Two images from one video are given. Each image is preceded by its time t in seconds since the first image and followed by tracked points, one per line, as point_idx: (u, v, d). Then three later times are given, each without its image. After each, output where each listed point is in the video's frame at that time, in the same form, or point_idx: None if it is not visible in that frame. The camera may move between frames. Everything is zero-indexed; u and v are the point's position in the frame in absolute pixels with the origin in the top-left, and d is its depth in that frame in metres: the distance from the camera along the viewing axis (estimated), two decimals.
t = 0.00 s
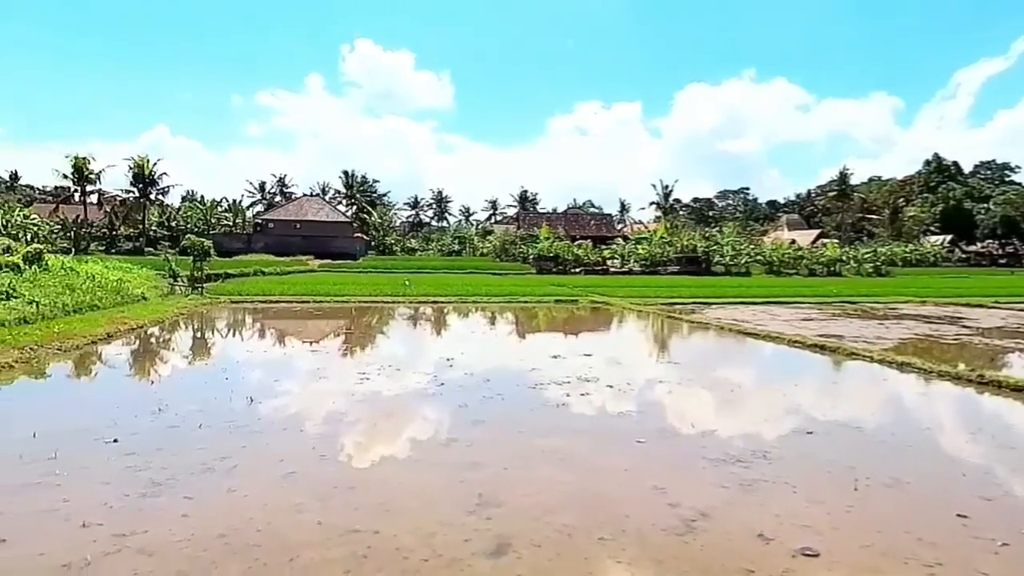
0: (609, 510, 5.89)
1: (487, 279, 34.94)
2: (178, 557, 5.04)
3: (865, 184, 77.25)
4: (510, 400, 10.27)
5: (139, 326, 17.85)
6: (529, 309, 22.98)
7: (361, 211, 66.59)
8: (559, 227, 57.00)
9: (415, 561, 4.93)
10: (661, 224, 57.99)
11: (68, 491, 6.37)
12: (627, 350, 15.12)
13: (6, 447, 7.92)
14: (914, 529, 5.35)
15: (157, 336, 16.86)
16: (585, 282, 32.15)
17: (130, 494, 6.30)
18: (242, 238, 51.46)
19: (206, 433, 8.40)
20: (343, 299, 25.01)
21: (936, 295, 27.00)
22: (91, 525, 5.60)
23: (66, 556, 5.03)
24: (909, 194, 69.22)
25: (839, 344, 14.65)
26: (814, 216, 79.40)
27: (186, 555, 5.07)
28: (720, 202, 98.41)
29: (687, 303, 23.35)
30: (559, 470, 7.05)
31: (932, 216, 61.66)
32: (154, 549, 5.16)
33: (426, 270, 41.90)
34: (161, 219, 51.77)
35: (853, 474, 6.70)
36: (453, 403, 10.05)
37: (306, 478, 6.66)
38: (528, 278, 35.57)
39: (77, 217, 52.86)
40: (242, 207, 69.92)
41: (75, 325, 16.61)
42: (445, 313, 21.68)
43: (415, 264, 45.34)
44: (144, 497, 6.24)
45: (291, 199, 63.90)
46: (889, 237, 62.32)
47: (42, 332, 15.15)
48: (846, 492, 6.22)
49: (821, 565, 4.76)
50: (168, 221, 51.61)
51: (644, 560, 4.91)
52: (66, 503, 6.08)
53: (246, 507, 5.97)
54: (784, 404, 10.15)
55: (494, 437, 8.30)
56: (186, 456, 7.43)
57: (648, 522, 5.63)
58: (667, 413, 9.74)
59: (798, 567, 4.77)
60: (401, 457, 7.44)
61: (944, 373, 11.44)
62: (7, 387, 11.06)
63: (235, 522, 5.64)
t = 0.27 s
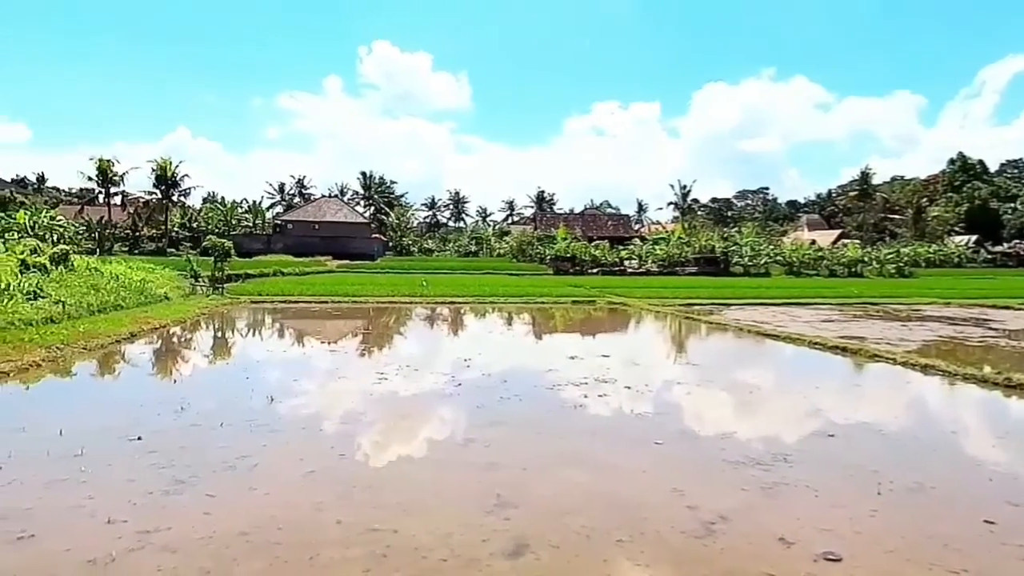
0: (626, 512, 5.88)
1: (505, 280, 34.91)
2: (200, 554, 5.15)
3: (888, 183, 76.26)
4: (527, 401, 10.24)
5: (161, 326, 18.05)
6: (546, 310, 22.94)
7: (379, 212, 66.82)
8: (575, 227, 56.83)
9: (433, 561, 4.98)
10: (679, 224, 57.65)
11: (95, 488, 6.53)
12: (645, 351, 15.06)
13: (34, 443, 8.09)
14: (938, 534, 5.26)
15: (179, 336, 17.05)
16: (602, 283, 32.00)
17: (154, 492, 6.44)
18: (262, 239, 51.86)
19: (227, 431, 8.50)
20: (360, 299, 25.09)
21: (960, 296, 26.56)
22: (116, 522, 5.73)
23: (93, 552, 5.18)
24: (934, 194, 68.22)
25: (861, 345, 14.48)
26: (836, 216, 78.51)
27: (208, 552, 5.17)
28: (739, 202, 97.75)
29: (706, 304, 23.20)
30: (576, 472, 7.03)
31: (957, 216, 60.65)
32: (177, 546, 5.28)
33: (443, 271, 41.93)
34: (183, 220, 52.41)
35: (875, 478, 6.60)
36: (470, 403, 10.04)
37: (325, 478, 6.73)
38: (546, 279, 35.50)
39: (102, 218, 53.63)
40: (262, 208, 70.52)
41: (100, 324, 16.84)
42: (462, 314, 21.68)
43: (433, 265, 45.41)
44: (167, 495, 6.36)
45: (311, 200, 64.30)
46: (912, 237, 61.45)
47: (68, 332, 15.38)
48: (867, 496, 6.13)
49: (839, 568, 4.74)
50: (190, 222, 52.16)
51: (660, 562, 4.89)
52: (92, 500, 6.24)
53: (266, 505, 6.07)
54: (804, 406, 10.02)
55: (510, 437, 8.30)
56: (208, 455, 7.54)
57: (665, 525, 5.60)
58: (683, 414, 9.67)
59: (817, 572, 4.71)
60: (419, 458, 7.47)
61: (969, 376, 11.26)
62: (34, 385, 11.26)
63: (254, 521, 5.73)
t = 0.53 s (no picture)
0: (642, 514, 5.85)
1: (519, 280, 34.82)
2: (219, 550, 5.19)
3: (908, 183, 75.42)
4: (542, 402, 10.21)
5: (180, 326, 18.18)
6: (560, 311, 22.91)
7: (394, 212, 66.96)
8: (590, 228, 56.68)
9: (449, 560, 4.98)
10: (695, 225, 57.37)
11: (116, 485, 6.61)
12: (661, 353, 14.98)
13: (56, 441, 8.17)
14: (960, 539, 5.18)
15: (197, 335, 17.16)
16: (617, 284, 31.88)
17: (174, 489, 6.50)
18: (279, 240, 52.14)
19: (244, 430, 8.54)
20: (375, 300, 25.15)
21: (981, 298, 26.21)
22: (137, 518, 5.80)
23: (114, 548, 5.24)
24: (955, 194, 67.39)
25: (880, 348, 14.32)
26: (855, 216, 77.81)
27: (226, 549, 5.21)
28: (756, 202, 97.17)
29: (722, 305, 23.06)
30: (592, 473, 7.00)
31: (979, 216, 59.87)
32: (197, 543, 5.32)
33: (457, 272, 41.93)
34: (201, 221, 52.86)
35: (895, 482, 6.52)
36: (485, 404, 10.02)
37: (342, 477, 6.75)
38: (561, 279, 35.43)
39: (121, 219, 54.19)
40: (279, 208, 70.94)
41: (120, 324, 16.99)
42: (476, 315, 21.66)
43: (447, 265, 45.40)
44: (187, 492, 6.41)
45: (326, 201, 64.54)
46: (932, 238, 60.74)
47: (89, 331, 15.54)
48: (887, 501, 6.06)
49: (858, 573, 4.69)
50: (208, 223, 52.56)
51: (677, 565, 4.86)
52: (114, 496, 6.32)
53: (283, 504, 6.10)
54: (822, 409, 9.92)
55: (526, 438, 8.28)
56: (226, 453, 7.59)
57: (681, 527, 5.57)
58: (698, 416, 9.60)
59: None
60: (434, 458, 7.48)
61: (990, 379, 11.10)
62: (56, 383, 11.38)
63: (273, 519, 5.77)
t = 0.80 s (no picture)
0: (665, 515, 5.80)
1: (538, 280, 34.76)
2: (242, 546, 5.22)
3: (934, 181, 74.38)
4: (561, 402, 10.13)
5: (203, 324, 18.33)
6: (578, 310, 22.82)
7: (413, 211, 67.10)
8: (609, 227, 56.48)
9: (470, 560, 4.97)
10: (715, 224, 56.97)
11: (142, 480, 6.69)
12: (680, 353, 14.84)
13: (84, 436, 8.29)
14: (989, 546, 5.07)
15: (220, 333, 17.29)
16: (637, 284, 31.72)
17: (199, 485, 6.56)
18: (299, 239, 52.47)
19: (267, 427, 8.58)
20: (395, 299, 25.19)
21: (1009, 299, 25.75)
22: (163, 513, 5.86)
23: (141, 542, 5.30)
24: (982, 193, 66.39)
25: (905, 349, 14.10)
26: (878, 216, 76.90)
27: (250, 544, 5.24)
28: (777, 201, 96.41)
29: (743, 305, 22.85)
30: (612, 474, 6.95)
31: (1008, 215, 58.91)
32: (223, 538, 5.36)
33: (476, 271, 41.95)
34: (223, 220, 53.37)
35: (921, 487, 6.39)
36: (504, 403, 9.96)
37: (363, 475, 6.76)
38: (580, 279, 35.33)
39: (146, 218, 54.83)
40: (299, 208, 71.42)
41: (146, 321, 17.16)
42: (495, 314, 21.60)
43: (466, 264, 45.42)
44: (212, 487, 6.47)
45: (346, 201, 64.85)
46: (959, 238, 59.82)
47: (116, 328, 15.73)
48: (914, 506, 5.93)
49: None
50: (230, 223, 53.03)
51: (699, 567, 4.80)
52: (140, 492, 6.39)
53: (305, 501, 6.12)
54: (846, 411, 9.77)
55: (546, 438, 8.23)
56: (249, 450, 7.63)
57: (703, 528, 5.52)
58: (719, 418, 9.48)
59: None
60: (454, 457, 7.45)
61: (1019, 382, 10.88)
62: (84, 379, 11.54)
63: (296, 515, 5.79)
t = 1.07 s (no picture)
0: (694, 516, 5.93)
1: (569, 279, 34.58)
2: (282, 539, 5.53)
3: (979, 177, 72.31)
4: (592, 402, 10.00)
5: (240, 322, 18.54)
6: (609, 309, 22.62)
7: (443, 211, 67.21)
8: (640, 226, 55.95)
9: (502, 557, 5.21)
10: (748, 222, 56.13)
11: (183, 473, 7.08)
12: (713, 353, 14.59)
13: (128, 430, 8.54)
14: None
15: (255, 330, 17.48)
16: (668, 282, 31.36)
17: (237, 480, 6.89)
18: (332, 238, 52.92)
19: (303, 423, 8.81)
20: (425, 297, 25.19)
21: None
22: (203, 505, 6.25)
23: (183, 533, 5.65)
24: None
25: (947, 351, 13.70)
26: (919, 213, 75.00)
27: (290, 538, 5.55)
28: (813, 198, 94.69)
29: (777, 305, 22.44)
30: (644, 477, 6.91)
31: None
32: (260, 531, 5.68)
33: (506, 270, 41.88)
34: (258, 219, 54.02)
35: (965, 492, 6.18)
36: (535, 402, 9.85)
37: (395, 473, 7.04)
38: (610, 278, 35.07)
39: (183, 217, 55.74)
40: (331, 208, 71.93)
41: (185, 318, 17.39)
42: (525, 313, 21.48)
43: (496, 263, 45.38)
44: (249, 482, 6.84)
45: (377, 200, 65.20)
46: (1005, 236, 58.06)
47: (158, 325, 15.98)
48: (958, 511, 5.73)
49: None
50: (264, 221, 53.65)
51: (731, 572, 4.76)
52: (182, 484, 6.79)
53: (340, 497, 6.44)
54: (885, 414, 9.49)
55: (577, 439, 8.17)
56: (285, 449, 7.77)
57: (737, 532, 5.52)
58: (752, 419, 9.27)
59: None
60: (484, 459, 7.46)
61: None
62: (127, 374, 11.75)
63: (330, 512, 6.08)
